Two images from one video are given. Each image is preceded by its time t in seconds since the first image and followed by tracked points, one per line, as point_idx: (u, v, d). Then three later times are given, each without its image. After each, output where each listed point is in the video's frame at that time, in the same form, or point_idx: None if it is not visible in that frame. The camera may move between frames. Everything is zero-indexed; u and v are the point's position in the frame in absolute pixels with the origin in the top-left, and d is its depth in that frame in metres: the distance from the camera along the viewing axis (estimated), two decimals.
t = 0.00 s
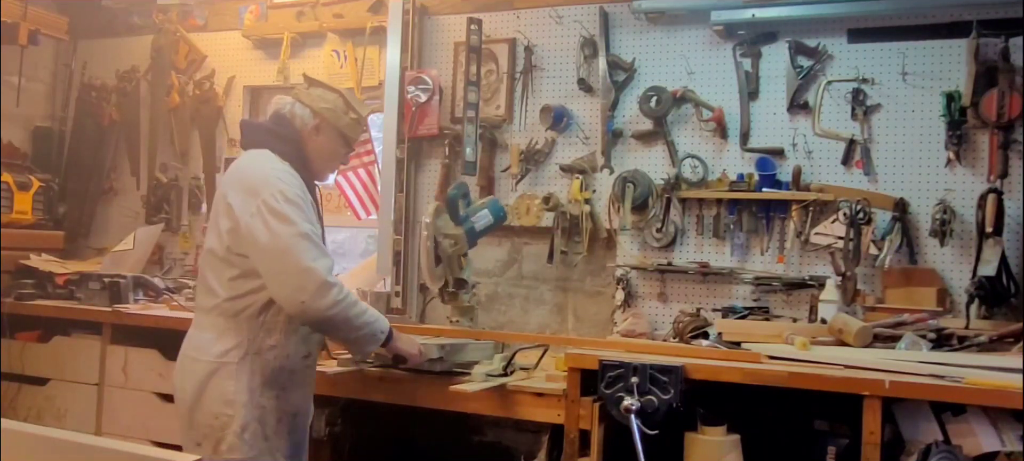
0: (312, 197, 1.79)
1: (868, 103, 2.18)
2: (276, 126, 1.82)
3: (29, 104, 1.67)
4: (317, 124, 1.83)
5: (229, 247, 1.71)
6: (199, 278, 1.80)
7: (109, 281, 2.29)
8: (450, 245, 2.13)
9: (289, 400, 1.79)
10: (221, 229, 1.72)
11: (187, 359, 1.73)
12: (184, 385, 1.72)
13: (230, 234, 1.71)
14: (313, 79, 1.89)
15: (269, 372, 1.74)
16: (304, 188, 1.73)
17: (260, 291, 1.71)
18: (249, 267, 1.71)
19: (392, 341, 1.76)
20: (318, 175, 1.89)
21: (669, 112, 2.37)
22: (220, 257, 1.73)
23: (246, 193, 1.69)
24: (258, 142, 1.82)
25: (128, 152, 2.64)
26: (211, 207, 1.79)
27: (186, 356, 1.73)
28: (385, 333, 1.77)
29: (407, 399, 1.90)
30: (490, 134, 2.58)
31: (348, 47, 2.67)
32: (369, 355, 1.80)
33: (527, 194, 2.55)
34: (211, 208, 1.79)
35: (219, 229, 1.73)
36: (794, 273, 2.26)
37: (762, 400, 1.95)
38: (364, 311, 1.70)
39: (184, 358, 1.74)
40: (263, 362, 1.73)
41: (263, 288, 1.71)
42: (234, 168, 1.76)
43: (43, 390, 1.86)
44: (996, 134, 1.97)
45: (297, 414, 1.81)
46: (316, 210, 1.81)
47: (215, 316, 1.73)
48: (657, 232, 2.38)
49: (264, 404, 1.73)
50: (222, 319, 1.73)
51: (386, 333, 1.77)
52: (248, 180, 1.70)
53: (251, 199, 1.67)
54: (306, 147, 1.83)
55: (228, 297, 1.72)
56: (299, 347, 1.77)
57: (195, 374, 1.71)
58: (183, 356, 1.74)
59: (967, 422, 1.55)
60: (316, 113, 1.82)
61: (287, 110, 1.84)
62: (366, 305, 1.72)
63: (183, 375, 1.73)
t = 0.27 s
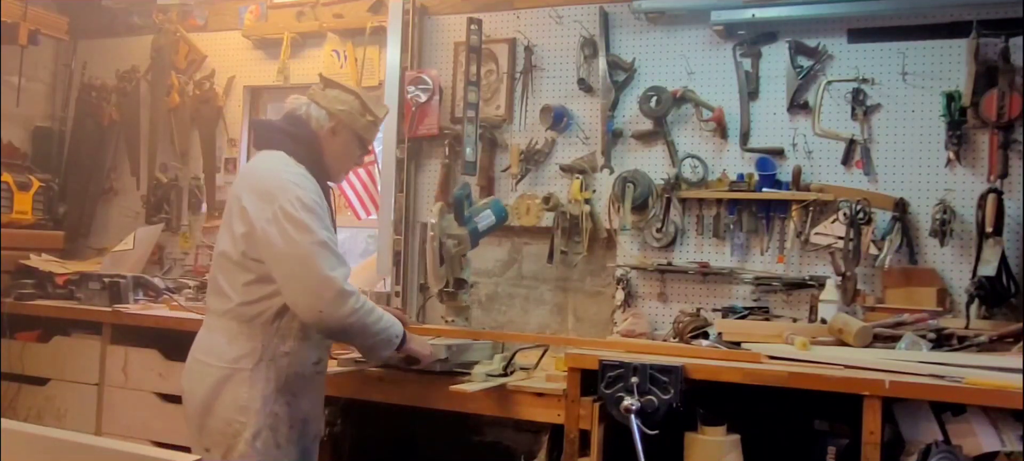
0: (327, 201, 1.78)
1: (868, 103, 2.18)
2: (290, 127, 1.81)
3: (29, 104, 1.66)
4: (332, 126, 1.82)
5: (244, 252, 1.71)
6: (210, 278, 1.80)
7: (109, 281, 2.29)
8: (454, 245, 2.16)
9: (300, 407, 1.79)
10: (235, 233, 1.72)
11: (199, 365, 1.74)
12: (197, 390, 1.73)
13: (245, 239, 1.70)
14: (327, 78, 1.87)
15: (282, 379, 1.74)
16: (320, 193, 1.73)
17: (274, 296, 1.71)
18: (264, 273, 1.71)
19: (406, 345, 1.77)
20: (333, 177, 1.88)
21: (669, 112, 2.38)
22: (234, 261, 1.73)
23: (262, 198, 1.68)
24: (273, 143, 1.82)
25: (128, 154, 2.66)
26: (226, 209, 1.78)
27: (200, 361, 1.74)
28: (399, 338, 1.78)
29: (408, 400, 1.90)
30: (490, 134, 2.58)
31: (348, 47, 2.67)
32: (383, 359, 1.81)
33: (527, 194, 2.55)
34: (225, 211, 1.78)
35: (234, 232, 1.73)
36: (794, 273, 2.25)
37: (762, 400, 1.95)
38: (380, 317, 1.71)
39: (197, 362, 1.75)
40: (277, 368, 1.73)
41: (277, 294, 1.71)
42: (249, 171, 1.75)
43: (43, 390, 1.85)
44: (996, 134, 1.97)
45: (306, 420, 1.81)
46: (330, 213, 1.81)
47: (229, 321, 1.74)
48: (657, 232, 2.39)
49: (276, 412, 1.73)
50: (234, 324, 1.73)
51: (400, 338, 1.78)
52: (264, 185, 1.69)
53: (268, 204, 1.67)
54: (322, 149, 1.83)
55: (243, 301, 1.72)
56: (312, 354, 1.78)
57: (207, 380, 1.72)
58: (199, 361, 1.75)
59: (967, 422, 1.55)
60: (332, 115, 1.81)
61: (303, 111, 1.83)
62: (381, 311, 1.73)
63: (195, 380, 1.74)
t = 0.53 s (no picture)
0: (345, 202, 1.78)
1: (868, 103, 2.18)
2: (305, 125, 1.80)
3: (29, 104, 1.66)
4: (348, 123, 1.82)
5: (265, 255, 1.68)
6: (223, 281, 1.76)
7: (109, 281, 2.29)
8: (458, 245, 2.16)
9: (323, 413, 1.76)
10: (255, 236, 1.69)
11: (217, 370, 1.69)
12: (214, 396, 1.68)
13: (267, 242, 1.68)
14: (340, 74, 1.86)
15: (304, 384, 1.71)
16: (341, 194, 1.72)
17: (296, 299, 1.69)
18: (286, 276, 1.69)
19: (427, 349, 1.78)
20: (346, 173, 1.89)
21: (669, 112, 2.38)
22: (253, 264, 1.70)
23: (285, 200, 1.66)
24: (286, 141, 1.79)
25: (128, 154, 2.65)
26: (241, 210, 1.75)
27: (218, 366, 1.69)
28: (419, 341, 1.79)
29: (408, 399, 1.90)
30: (490, 134, 2.58)
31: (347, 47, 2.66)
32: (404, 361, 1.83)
33: (527, 194, 2.55)
34: (241, 212, 1.75)
35: (253, 234, 1.70)
36: (794, 273, 2.26)
37: (762, 399, 1.96)
38: (403, 321, 1.73)
39: (213, 367, 1.70)
40: (299, 373, 1.70)
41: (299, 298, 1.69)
42: (267, 172, 1.72)
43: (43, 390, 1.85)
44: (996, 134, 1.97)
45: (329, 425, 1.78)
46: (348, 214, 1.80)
47: (248, 325, 1.70)
48: (657, 232, 2.38)
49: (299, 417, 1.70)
50: (254, 328, 1.69)
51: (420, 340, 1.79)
52: (285, 187, 1.67)
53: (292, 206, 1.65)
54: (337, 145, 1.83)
55: (263, 305, 1.69)
56: (333, 356, 1.75)
57: (226, 386, 1.67)
58: (216, 366, 1.70)
59: (967, 422, 1.55)
60: (347, 112, 1.82)
61: (318, 108, 1.82)
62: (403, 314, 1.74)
63: (212, 385, 1.69)
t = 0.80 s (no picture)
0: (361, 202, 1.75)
1: (868, 103, 2.18)
2: (319, 125, 1.79)
3: (29, 104, 1.66)
4: (363, 124, 1.82)
5: (282, 258, 1.65)
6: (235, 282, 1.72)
7: (109, 281, 2.29)
8: (463, 246, 2.14)
9: (337, 414, 1.72)
10: (271, 238, 1.66)
11: (231, 372, 1.65)
12: (228, 398, 1.64)
13: (284, 244, 1.65)
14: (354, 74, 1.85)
15: (321, 387, 1.68)
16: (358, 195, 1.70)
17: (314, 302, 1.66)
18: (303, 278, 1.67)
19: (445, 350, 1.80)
20: (357, 173, 1.88)
21: (669, 112, 2.38)
22: (269, 266, 1.67)
23: (302, 201, 1.63)
24: (300, 141, 1.77)
25: (127, 153, 2.65)
26: (254, 211, 1.72)
27: (233, 367, 1.65)
28: (437, 341, 1.81)
29: (408, 399, 1.90)
30: (490, 134, 2.58)
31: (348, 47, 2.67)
32: (420, 361, 1.83)
33: (527, 194, 2.55)
34: (254, 213, 1.71)
35: (269, 236, 1.67)
36: (794, 273, 2.26)
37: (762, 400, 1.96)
38: (421, 322, 1.74)
39: (227, 369, 1.66)
40: (316, 375, 1.67)
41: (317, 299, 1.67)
42: (281, 173, 1.69)
43: (43, 390, 1.85)
44: (996, 134, 1.96)
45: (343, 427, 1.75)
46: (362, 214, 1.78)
47: (263, 327, 1.66)
48: (657, 232, 2.38)
49: (315, 419, 1.67)
50: (270, 330, 1.66)
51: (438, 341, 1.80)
52: (301, 188, 1.64)
53: (309, 208, 1.62)
54: (352, 148, 1.82)
55: (279, 308, 1.65)
56: (348, 358, 1.73)
57: (242, 388, 1.63)
58: (231, 368, 1.66)
59: (967, 422, 1.55)
60: (363, 113, 1.81)
61: (332, 109, 1.81)
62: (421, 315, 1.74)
63: (226, 387, 1.65)
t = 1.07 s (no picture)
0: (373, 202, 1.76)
1: (868, 103, 2.18)
2: (335, 127, 1.78)
3: (28, 103, 1.66)
4: (376, 127, 1.82)
5: (296, 261, 1.64)
6: (242, 284, 1.70)
7: (109, 281, 2.29)
8: (468, 247, 2.15)
9: (341, 415, 1.72)
10: (284, 241, 1.65)
11: (238, 371, 1.63)
12: (235, 398, 1.62)
13: (298, 247, 1.64)
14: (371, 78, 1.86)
15: (328, 387, 1.67)
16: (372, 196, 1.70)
17: (329, 303, 1.66)
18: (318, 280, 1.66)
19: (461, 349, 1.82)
20: (368, 175, 1.89)
21: (669, 112, 2.38)
22: (282, 270, 1.65)
23: (319, 204, 1.62)
24: (312, 142, 1.76)
25: (128, 153, 2.66)
26: (264, 214, 1.69)
27: (240, 366, 1.63)
28: (455, 341, 1.82)
29: (408, 399, 1.90)
30: (490, 134, 2.58)
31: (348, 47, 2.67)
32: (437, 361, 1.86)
33: (527, 194, 2.55)
34: (265, 216, 1.69)
35: (281, 239, 1.65)
36: (794, 273, 2.26)
37: (762, 400, 1.96)
38: (439, 322, 1.76)
39: (234, 368, 1.64)
40: (323, 376, 1.66)
41: (331, 300, 1.67)
42: (294, 175, 1.68)
43: (42, 390, 1.84)
44: (996, 134, 1.96)
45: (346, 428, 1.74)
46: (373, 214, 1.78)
47: (272, 328, 1.65)
48: (657, 232, 2.38)
49: (321, 420, 1.66)
50: (279, 331, 1.64)
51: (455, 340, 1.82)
52: (317, 192, 1.63)
53: (326, 211, 1.61)
54: (365, 150, 1.82)
55: (290, 310, 1.64)
56: (353, 359, 1.73)
57: (249, 388, 1.61)
58: (238, 367, 1.64)
59: (967, 422, 1.55)
60: (376, 117, 1.81)
61: (347, 111, 1.80)
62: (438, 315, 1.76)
63: (233, 386, 1.63)
